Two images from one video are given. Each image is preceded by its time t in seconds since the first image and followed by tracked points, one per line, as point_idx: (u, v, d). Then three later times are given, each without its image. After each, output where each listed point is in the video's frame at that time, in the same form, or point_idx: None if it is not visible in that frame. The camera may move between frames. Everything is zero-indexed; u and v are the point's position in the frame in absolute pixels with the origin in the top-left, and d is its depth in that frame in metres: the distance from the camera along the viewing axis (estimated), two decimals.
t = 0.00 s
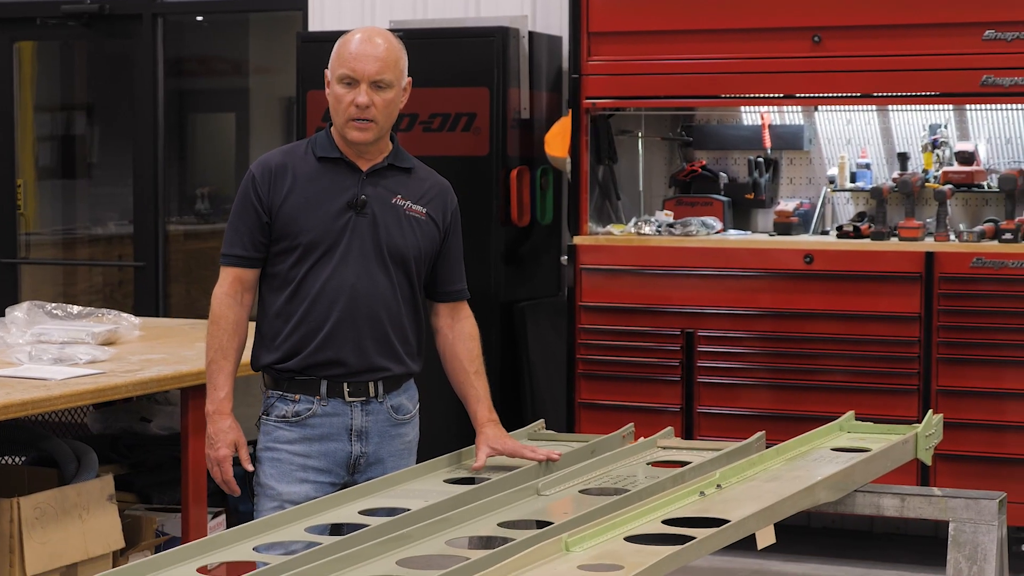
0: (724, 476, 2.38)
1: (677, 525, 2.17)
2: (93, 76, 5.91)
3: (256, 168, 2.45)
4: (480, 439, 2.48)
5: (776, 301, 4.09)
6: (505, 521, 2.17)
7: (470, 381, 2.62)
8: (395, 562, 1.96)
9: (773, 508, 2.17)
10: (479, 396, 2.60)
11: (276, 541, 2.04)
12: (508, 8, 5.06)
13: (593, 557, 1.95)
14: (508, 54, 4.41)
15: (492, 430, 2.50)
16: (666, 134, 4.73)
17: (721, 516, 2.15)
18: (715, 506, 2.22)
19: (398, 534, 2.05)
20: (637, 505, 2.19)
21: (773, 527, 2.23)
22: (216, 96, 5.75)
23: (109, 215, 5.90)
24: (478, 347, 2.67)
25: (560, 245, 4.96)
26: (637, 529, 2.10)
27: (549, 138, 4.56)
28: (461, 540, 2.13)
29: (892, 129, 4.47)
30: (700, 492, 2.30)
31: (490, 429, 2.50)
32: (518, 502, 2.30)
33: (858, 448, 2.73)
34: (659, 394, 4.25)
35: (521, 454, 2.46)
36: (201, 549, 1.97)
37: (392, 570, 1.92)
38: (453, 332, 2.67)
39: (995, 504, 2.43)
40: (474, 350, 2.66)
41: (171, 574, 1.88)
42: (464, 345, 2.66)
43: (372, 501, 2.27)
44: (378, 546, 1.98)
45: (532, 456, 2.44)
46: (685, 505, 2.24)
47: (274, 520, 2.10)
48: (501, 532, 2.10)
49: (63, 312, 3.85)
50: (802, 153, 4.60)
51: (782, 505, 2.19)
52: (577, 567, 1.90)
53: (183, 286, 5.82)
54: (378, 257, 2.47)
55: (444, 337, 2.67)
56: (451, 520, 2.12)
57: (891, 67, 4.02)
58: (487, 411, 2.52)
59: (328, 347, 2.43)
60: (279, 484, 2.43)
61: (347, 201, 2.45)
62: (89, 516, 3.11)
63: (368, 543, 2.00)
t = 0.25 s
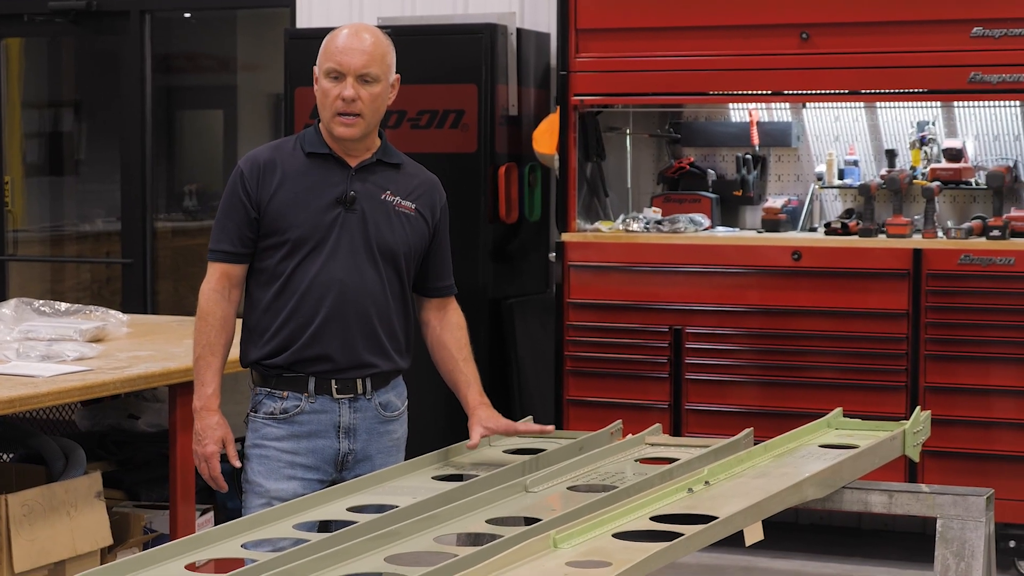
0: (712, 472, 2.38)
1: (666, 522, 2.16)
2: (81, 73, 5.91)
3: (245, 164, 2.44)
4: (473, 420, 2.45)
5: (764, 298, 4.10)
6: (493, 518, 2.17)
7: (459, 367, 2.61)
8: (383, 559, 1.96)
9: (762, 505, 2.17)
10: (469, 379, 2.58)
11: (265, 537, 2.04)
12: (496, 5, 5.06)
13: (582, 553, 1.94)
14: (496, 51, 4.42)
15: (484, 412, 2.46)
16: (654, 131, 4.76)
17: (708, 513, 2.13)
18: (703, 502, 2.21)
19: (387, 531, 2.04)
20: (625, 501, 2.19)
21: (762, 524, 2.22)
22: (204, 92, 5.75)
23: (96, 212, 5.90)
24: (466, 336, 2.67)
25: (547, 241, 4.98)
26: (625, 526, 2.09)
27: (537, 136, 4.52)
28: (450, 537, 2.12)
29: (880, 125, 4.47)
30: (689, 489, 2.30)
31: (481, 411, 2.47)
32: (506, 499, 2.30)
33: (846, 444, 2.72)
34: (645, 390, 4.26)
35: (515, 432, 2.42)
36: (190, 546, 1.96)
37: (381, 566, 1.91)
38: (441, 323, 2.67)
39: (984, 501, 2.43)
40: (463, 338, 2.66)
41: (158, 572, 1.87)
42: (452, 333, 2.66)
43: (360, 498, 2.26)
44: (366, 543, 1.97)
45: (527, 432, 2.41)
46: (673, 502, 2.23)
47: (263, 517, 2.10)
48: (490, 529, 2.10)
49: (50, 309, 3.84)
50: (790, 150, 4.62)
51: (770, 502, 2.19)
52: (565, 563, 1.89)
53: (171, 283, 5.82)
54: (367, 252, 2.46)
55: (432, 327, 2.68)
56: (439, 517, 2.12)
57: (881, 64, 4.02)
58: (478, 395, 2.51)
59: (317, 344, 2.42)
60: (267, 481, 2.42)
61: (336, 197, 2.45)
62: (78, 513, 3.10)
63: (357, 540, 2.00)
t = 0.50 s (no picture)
0: (705, 469, 2.36)
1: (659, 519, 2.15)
2: (73, 70, 5.90)
3: (239, 161, 2.44)
4: (467, 417, 2.44)
5: (756, 295, 4.11)
6: (486, 515, 2.15)
7: (452, 364, 2.60)
8: (377, 556, 1.94)
9: (755, 501, 2.15)
10: (462, 377, 2.57)
11: (257, 535, 2.03)
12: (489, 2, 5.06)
13: (575, 550, 1.93)
14: (488, 48, 4.43)
15: (478, 408, 2.46)
16: (647, 128, 4.75)
17: (702, 510, 2.12)
18: (696, 499, 2.20)
19: (379, 528, 2.03)
20: (618, 498, 2.17)
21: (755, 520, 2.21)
22: (197, 90, 5.76)
23: (90, 209, 5.90)
24: (459, 334, 2.66)
25: (541, 239, 4.99)
26: (619, 523, 2.08)
27: (531, 133, 4.55)
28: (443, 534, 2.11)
29: (873, 123, 4.49)
30: (682, 486, 2.28)
31: (476, 408, 2.46)
32: (499, 496, 2.29)
33: (839, 441, 2.70)
34: (639, 387, 4.26)
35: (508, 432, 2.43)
36: (182, 544, 1.96)
37: (374, 563, 1.90)
38: (434, 321, 2.67)
39: (977, 499, 2.42)
40: (455, 336, 2.65)
41: (150, 569, 1.86)
42: (445, 331, 2.65)
43: (353, 496, 2.25)
44: (357, 540, 1.96)
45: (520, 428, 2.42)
46: (666, 498, 2.22)
47: (255, 514, 2.09)
48: (484, 526, 2.09)
49: (44, 307, 3.85)
50: (783, 147, 4.62)
51: (763, 498, 2.18)
52: (558, 560, 1.88)
53: (164, 281, 5.83)
54: (362, 250, 2.46)
55: (425, 325, 2.67)
56: (431, 515, 2.11)
57: (875, 61, 4.02)
58: (472, 391, 2.49)
59: (311, 341, 2.42)
60: (261, 478, 2.42)
61: (331, 193, 2.44)
62: (71, 510, 3.09)
63: (348, 537, 1.98)
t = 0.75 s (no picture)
0: (702, 468, 2.35)
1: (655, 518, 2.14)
2: (69, 69, 5.90)
3: (237, 158, 2.43)
4: (460, 427, 2.45)
5: (752, 294, 4.12)
6: (482, 514, 2.15)
7: (447, 369, 2.60)
8: (373, 555, 1.93)
9: (751, 500, 2.15)
10: (457, 384, 2.57)
11: (253, 534, 2.02)
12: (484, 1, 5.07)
13: (571, 549, 1.91)
14: (484, 46, 4.45)
15: (472, 417, 2.47)
16: (642, 127, 4.76)
17: (697, 509, 2.11)
18: (692, 498, 2.19)
19: (374, 527, 2.02)
20: (614, 497, 2.16)
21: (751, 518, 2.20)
22: (193, 88, 5.77)
23: (85, 208, 5.90)
24: (455, 338, 2.65)
25: (536, 238, 5.01)
26: (615, 521, 2.07)
27: (525, 131, 4.38)
28: (439, 533, 2.10)
29: (869, 121, 4.50)
30: (678, 485, 2.27)
31: (469, 417, 2.47)
32: (495, 494, 2.28)
33: (835, 439, 2.69)
34: (633, 386, 4.27)
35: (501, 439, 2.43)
36: (179, 542, 1.95)
37: (370, 562, 1.89)
38: (429, 323, 2.66)
39: (972, 497, 2.41)
40: (451, 340, 2.64)
41: (145, 568, 1.85)
42: (440, 336, 2.65)
43: (349, 495, 2.24)
44: (353, 539, 1.95)
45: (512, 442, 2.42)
46: (662, 497, 2.21)
47: (250, 513, 2.08)
48: (480, 525, 2.08)
49: (40, 305, 3.85)
50: (779, 145, 4.64)
51: (759, 497, 2.17)
52: (554, 559, 1.87)
53: (160, 279, 5.84)
54: (358, 249, 2.45)
55: (420, 328, 2.66)
56: (426, 513, 2.10)
57: (871, 59, 4.03)
58: (466, 399, 2.49)
59: (307, 339, 2.41)
60: (256, 477, 2.42)
61: (328, 192, 2.43)
62: (66, 509, 3.06)
63: (343, 536, 1.98)
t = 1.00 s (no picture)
0: (699, 466, 2.34)
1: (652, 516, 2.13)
2: (66, 67, 5.90)
3: (234, 157, 2.43)
4: (455, 434, 2.46)
5: (748, 292, 4.14)
6: (479, 512, 2.14)
7: (444, 374, 2.60)
8: (370, 552, 1.93)
9: (748, 498, 2.14)
10: (453, 390, 2.57)
11: (250, 532, 2.02)
12: None
13: (568, 547, 1.90)
14: (481, 44, 4.47)
15: (467, 423, 2.48)
16: (640, 125, 4.77)
17: (694, 507, 2.10)
18: (689, 496, 2.18)
19: (372, 524, 2.01)
20: (612, 495, 2.15)
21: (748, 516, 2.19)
22: (190, 86, 5.77)
23: (82, 206, 5.90)
24: (452, 340, 2.64)
25: (533, 236, 5.02)
26: (613, 519, 2.06)
27: (522, 129, 4.58)
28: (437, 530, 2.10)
29: (866, 119, 4.51)
30: (675, 483, 2.26)
31: (464, 422, 2.48)
32: (492, 493, 2.27)
33: (832, 437, 2.68)
34: (630, 384, 4.29)
35: (496, 445, 2.44)
36: (177, 540, 1.95)
37: (367, 560, 1.89)
38: (426, 323, 2.65)
39: (970, 495, 2.40)
40: (448, 342, 2.63)
41: (143, 566, 1.85)
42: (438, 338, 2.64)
43: (345, 493, 2.24)
44: (351, 536, 1.95)
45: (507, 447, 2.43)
46: (659, 495, 2.20)
47: (247, 511, 2.07)
48: (477, 523, 2.07)
49: (37, 304, 3.85)
50: (775, 143, 4.63)
51: (756, 495, 2.16)
52: (551, 557, 1.86)
53: (157, 277, 5.84)
54: (354, 247, 2.45)
55: (417, 327, 2.66)
56: (424, 512, 2.09)
57: (868, 58, 4.03)
58: (462, 404, 2.50)
59: (304, 337, 2.41)
60: (253, 474, 2.41)
61: (325, 190, 2.43)
62: (64, 507, 3.05)
63: (340, 534, 1.97)
